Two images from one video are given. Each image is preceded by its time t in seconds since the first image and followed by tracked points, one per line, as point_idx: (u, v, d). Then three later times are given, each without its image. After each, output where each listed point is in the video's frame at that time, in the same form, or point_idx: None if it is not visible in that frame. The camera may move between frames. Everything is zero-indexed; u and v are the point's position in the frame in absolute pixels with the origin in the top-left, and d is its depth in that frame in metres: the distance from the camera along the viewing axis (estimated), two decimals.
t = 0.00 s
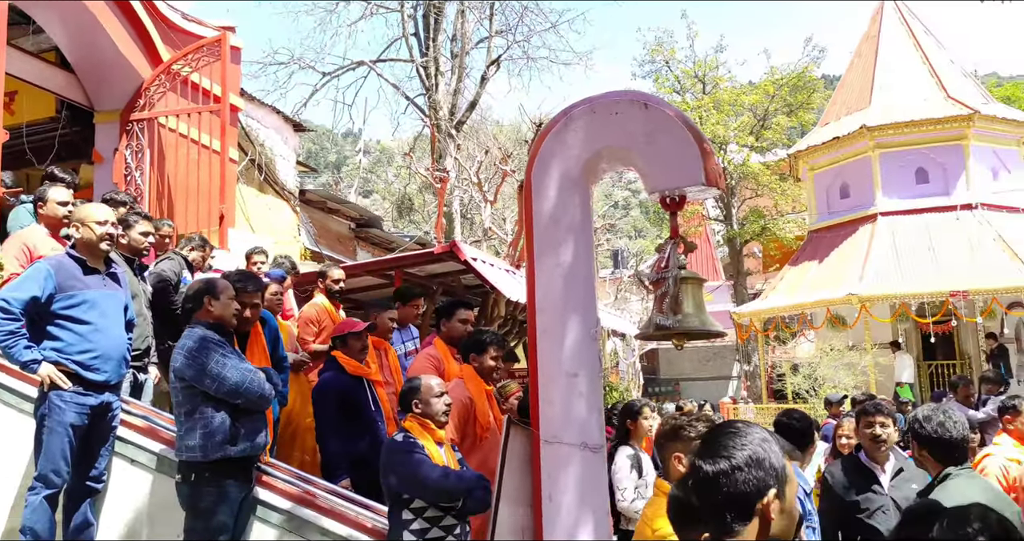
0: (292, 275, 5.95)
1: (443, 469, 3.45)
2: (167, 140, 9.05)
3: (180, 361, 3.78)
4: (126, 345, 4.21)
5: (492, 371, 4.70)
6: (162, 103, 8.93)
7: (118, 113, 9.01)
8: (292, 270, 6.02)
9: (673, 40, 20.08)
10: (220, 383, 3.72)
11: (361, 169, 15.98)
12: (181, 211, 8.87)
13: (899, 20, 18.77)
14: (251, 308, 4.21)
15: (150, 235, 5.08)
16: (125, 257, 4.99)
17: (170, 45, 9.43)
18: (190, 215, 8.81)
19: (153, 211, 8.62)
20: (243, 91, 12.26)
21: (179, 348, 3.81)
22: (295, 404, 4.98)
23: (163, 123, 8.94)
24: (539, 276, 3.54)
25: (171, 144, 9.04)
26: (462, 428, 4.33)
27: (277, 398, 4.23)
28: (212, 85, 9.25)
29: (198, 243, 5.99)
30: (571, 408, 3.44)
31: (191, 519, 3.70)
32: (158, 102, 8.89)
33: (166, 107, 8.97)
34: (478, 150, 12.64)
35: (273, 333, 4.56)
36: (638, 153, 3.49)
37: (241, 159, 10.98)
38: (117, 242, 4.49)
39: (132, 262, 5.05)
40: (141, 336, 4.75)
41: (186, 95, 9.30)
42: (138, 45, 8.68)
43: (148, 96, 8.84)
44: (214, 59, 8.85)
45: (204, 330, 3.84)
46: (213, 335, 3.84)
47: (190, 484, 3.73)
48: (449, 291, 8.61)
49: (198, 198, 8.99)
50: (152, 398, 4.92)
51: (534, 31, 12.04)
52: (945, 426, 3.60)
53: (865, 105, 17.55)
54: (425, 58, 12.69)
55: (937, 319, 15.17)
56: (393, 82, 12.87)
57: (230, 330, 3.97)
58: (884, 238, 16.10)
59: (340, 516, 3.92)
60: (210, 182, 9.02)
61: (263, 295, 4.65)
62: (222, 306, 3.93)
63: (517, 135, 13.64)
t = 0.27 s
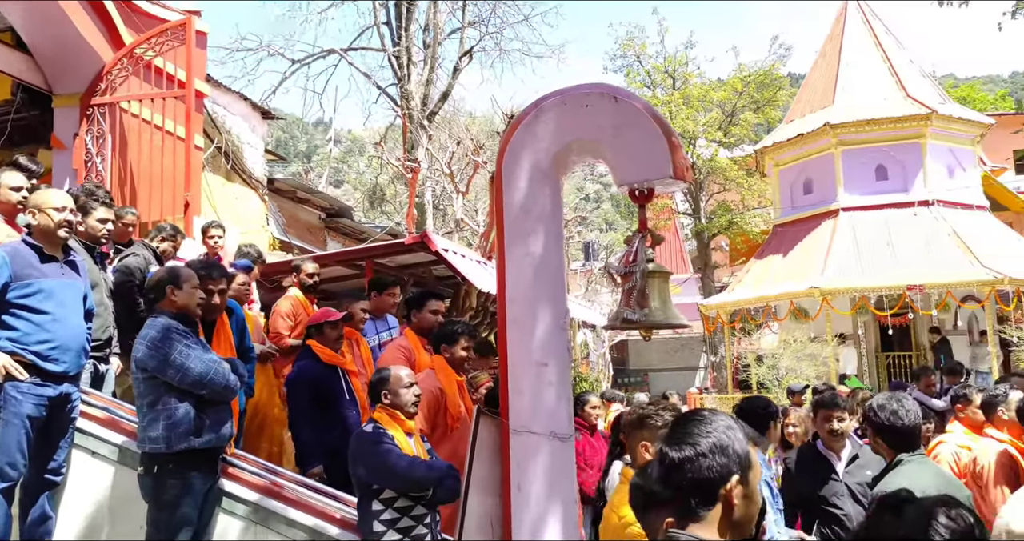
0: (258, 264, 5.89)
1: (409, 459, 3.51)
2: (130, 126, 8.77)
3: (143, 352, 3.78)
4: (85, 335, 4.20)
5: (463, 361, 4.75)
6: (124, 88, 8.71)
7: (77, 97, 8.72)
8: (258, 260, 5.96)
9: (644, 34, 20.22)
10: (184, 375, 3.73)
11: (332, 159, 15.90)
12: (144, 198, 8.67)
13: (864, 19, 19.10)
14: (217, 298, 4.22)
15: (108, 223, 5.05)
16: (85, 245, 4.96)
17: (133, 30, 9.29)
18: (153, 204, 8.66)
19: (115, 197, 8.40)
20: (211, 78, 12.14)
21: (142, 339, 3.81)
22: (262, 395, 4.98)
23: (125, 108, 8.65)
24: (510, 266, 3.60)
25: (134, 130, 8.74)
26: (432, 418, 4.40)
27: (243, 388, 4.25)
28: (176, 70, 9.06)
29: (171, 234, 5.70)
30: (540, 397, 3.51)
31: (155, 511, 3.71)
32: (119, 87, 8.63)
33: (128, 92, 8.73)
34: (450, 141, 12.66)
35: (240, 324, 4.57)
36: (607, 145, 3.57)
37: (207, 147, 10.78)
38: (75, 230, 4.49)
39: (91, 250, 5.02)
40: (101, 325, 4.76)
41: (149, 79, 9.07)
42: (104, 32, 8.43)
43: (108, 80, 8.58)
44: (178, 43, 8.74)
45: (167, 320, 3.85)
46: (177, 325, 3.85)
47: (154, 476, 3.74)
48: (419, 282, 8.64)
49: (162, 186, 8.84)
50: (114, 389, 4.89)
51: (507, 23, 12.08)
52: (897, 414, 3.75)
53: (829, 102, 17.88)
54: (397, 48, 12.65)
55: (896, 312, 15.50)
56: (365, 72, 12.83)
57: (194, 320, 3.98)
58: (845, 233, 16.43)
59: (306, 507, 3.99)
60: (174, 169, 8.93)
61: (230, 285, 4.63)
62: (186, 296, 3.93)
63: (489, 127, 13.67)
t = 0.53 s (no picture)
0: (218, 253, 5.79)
1: (369, 449, 3.51)
2: (82, 109, 8.46)
3: (96, 340, 3.72)
4: (35, 323, 4.10)
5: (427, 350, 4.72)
6: (76, 69, 8.47)
7: (26, 78, 8.56)
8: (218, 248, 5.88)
9: (608, 26, 20.31)
10: (138, 363, 3.67)
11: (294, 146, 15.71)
12: (96, 184, 8.24)
13: (822, 15, 19.42)
14: (173, 286, 4.15)
15: (59, 208, 4.94)
16: (34, 231, 4.85)
17: (86, 10, 9.07)
18: (107, 190, 8.16)
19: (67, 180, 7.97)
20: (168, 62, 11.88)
21: (95, 327, 3.74)
22: (221, 385, 4.91)
23: (78, 91, 8.43)
24: (473, 256, 3.61)
25: (87, 113, 8.42)
26: (394, 407, 4.39)
27: (201, 377, 4.20)
28: (131, 52, 8.79)
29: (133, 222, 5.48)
30: (502, 386, 3.53)
31: (108, 503, 3.65)
32: (72, 68, 8.42)
33: (80, 74, 8.49)
34: (413, 130, 12.60)
35: (197, 313, 4.50)
36: (570, 135, 3.58)
37: (164, 132, 10.36)
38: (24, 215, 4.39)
39: (41, 237, 4.91)
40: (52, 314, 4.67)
41: (103, 61, 8.80)
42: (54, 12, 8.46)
43: (60, 61, 8.38)
44: (133, 25, 8.29)
45: (121, 308, 3.78)
46: (131, 313, 3.78)
47: (107, 467, 3.68)
48: (381, 272, 8.59)
49: (116, 171, 8.36)
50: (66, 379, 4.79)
51: (471, 12, 12.03)
52: (851, 401, 3.85)
53: (787, 97, 18.16)
54: (360, 34, 12.53)
55: (849, 303, 15.83)
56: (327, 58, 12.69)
57: (149, 308, 3.91)
58: (802, 225, 16.73)
59: (265, 498, 3.96)
60: (129, 154, 8.36)
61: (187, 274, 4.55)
62: (140, 284, 3.86)
63: (453, 116, 13.63)
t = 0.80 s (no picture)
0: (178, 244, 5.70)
1: (328, 440, 3.47)
2: (34, 92, 8.20)
3: (46, 329, 3.63)
4: None
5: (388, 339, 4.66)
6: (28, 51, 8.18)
7: None
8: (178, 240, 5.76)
9: (573, 16, 20.29)
10: (90, 353, 3.60)
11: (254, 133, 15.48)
12: (48, 170, 8.01)
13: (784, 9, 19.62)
14: (128, 275, 4.06)
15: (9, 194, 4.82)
16: None
17: None
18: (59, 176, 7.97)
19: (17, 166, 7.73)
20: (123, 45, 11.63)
21: (45, 315, 3.64)
22: (177, 375, 4.82)
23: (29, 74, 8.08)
24: (434, 244, 3.58)
25: (40, 96, 8.17)
26: (353, 397, 4.37)
27: (156, 367, 4.13)
28: (86, 35, 8.60)
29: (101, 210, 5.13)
30: (462, 375, 3.51)
31: (59, 494, 3.58)
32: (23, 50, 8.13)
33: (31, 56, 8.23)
34: (376, 117, 12.50)
35: (153, 302, 4.41)
36: (531, 124, 3.56)
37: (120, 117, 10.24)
38: None
39: None
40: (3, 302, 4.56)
41: (56, 44, 8.58)
42: None
43: (10, 43, 8.06)
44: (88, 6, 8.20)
45: (73, 296, 3.69)
46: (83, 301, 3.70)
47: (58, 458, 3.60)
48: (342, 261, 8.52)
49: (69, 156, 8.20)
50: (17, 369, 4.67)
51: None
52: (812, 392, 3.87)
53: (750, 89, 18.33)
54: (322, 20, 12.38)
55: (808, 293, 16.02)
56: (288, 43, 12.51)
57: (102, 297, 3.82)
58: (763, 216, 16.93)
59: (222, 489, 3.90)
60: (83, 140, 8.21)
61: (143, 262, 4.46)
62: (92, 271, 3.77)
63: (417, 104, 13.55)
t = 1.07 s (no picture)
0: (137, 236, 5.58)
1: (286, 432, 3.42)
2: None
3: None
4: None
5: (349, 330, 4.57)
6: None
7: None
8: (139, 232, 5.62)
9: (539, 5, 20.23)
10: (40, 342, 3.51)
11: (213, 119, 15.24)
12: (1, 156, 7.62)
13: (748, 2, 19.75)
14: (81, 263, 3.97)
15: None
16: None
17: None
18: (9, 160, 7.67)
19: None
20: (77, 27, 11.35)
21: None
22: (133, 366, 4.72)
23: None
24: (395, 234, 3.54)
25: None
26: (311, 389, 4.33)
27: (109, 357, 4.04)
28: (39, 17, 8.37)
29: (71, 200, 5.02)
30: (423, 366, 3.47)
31: (8, 489, 3.50)
32: None
33: None
34: (339, 105, 12.36)
35: (106, 291, 4.32)
36: (493, 113, 3.52)
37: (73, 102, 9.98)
38: None
39: None
40: None
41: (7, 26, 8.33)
42: None
43: None
44: None
45: (21, 285, 3.56)
46: (32, 290, 3.57)
47: (7, 451, 3.52)
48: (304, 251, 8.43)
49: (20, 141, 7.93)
50: None
51: None
52: (773, 382, 3.89)
53: (715, 81, 18.44)
54: (284, 5, 12.20)
55: (769, 285, 16.21)
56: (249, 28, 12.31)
57: (52, 285, 3.72)
58: (726, 207, 17.09)
59: (178, 482, 3.82)
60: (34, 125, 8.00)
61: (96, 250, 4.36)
62: (42, 260, 3.66)
63: (380, 92, 13.43)
